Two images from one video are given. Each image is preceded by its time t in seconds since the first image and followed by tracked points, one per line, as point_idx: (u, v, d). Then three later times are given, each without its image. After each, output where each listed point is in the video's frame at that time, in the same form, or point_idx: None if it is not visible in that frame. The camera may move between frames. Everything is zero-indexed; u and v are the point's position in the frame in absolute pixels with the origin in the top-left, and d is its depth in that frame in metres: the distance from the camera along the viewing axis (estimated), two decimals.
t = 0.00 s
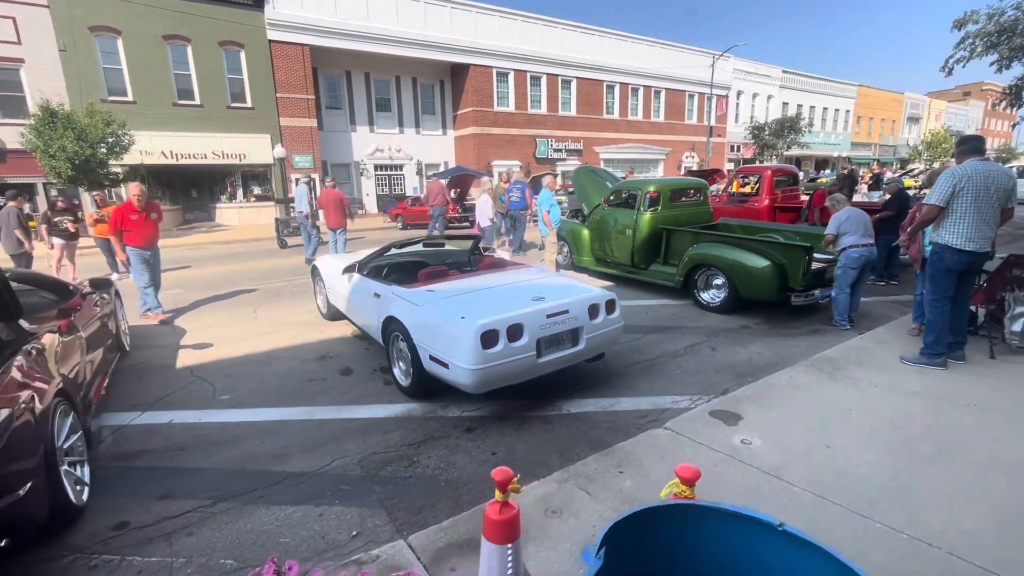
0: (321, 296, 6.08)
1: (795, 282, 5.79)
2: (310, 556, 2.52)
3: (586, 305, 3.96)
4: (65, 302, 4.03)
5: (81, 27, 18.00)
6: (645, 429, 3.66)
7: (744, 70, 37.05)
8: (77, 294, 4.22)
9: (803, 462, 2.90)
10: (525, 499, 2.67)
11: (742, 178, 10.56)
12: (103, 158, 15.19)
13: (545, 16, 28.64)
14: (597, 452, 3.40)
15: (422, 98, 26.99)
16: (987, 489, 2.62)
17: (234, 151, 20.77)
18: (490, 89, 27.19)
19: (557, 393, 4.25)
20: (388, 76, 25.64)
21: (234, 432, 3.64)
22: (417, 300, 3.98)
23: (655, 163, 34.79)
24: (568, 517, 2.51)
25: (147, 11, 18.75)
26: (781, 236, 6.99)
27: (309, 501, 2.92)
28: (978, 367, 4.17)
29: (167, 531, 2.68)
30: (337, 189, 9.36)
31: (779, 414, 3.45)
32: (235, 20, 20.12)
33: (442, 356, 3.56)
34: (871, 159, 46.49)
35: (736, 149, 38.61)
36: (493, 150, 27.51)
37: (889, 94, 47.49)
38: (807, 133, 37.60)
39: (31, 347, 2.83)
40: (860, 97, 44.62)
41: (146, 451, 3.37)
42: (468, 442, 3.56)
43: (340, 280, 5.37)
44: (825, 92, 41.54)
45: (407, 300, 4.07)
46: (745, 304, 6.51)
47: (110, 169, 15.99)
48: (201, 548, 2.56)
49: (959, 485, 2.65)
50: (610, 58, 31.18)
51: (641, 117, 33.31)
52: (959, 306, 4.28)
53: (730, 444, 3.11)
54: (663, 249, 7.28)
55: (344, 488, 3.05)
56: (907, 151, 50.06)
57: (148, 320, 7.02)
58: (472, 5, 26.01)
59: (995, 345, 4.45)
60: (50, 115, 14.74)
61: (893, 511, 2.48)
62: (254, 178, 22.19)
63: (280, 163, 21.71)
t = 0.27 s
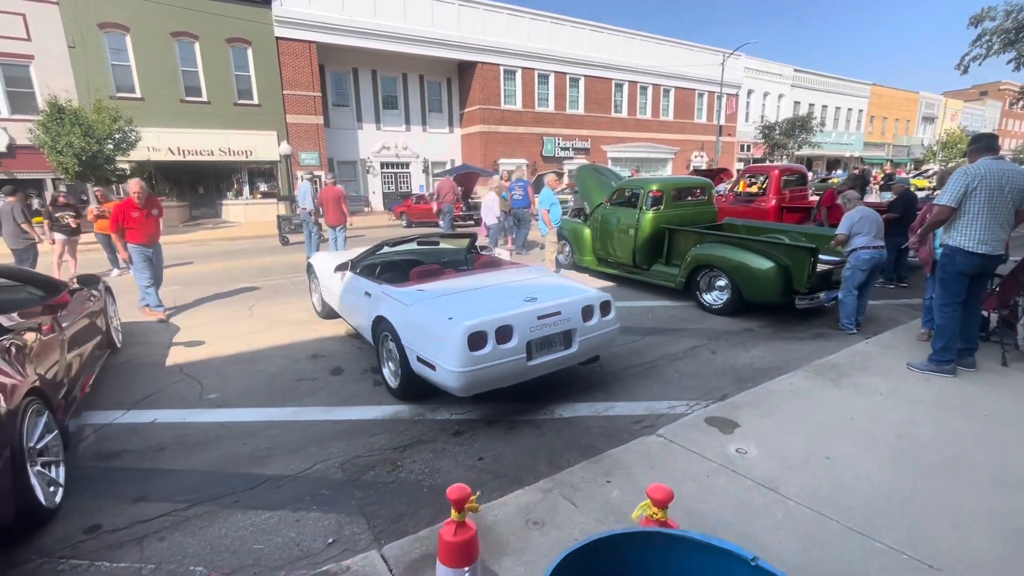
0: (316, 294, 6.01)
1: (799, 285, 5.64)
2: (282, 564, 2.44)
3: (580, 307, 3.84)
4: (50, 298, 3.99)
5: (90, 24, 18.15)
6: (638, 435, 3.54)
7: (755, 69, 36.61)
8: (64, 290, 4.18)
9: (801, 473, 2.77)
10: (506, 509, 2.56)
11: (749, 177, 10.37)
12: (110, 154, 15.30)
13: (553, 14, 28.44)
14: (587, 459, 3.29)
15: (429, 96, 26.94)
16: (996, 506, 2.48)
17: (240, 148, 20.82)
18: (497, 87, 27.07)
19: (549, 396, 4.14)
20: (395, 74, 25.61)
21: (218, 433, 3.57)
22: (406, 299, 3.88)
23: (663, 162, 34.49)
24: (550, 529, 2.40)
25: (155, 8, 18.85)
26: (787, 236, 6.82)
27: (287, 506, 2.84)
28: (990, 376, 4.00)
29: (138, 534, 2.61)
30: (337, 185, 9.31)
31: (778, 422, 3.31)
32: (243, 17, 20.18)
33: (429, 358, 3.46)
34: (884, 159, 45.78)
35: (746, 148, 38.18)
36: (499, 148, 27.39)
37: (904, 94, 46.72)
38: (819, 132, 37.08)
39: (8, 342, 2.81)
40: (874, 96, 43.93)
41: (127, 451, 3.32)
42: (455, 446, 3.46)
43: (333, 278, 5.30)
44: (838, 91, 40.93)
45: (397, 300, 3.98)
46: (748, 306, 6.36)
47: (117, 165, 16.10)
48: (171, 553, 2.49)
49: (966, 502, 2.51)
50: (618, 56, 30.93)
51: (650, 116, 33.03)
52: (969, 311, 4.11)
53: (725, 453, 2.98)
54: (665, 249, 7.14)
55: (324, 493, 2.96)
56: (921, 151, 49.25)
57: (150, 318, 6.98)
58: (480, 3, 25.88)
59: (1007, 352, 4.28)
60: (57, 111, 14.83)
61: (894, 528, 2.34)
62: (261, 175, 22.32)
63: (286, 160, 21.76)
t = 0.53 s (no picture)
0: (310, 294, 5.92)
1: (806, 289, 5.46)
2: None
3: (573, 311, 3.70)
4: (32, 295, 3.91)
5: (98, 21, 18.24)
6: (632, 445, 3.40)
7: (766, 69, 36.19)
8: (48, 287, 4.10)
9: (800, 491, 2.61)
10: (487, 524, 2.43)
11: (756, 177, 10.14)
12: (116, 151, 15.37)
13: (561, 12, 28.24)
14: (577, 469, 3.15)
15: (436, 94, 26.86)
16: (1010, 531, 2.31)
17: (247, 145, 20.85)
18: (504, 85, 26.93)
19: (541, 402, 4.00)
20: (402, 72, 25.57)
21: (198, 436, 3.48)
22: (394, 301, 3.77)
23: (671, 163, 34.17)
24: (532, 547, 2.27)
25: (163, 5, 18.93)
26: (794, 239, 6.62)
27: (261, 515, 2.73)
28: (1003, 388, 3.82)
29: (104, 543, 2.51)
30: (335, 183, 9.25)
31: (778, 434, 3.16)
32: (250, 14, 20.20)
33: (415, 362, 3.35)
34: (897, 161, 45.09)
35: (755, 149, 37.76)
36: (505, 147, 27.25)
37: (918, 94, 45.99)
38: (830, 133, 36.57)
39: None
40: (887, 97, 43.27)
41: (104, 454, 3.24)
42: (441, 453, 3.34)
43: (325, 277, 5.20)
44: (851, 91, 40.35)
45: (385, 301, 3.87)
46: (752, 310, 6.18)
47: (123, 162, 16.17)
48: (138, 564, 2.39)
49: (977, 525, 2.35)
50: (627, 55, 30.68)
51: (658, 115, 32.73)
52: (983, 319, 3.92)
53: (721, 467, 2.83)
54: (668, 250, 6.98)
55: (301, 502, 2.85)
56: (935, 153, 48.47)
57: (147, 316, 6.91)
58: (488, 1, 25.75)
59: (1023, 362, 4.08)
60: (64, 107, 14.93)
61: (900, 554, 2.19)
62: (266, 172, 22.36)
63: (292, 158, 21.77)
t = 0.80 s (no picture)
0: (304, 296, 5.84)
1: (811, 296, 5.31)
2: None
3: (566, 318, 3.59)
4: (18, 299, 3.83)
5: (106, 20, 18.36)
6: (625, 458, 3.28)
7: (774, 70, 35.85)
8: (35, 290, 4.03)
9: (798, 514, 2.49)
10: (466, 545, 2.32)
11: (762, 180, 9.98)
12: (121, 150, 15.44)
13: (568, 12, 28.10)
14: (566, 483, 3.04)
15: (441, 95, 26.80)
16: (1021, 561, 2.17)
17: (252, 145, 20.87)
18: (510, 86, 26.84)
19: (533, 412, 3.89)
20: (408, 72, 25.54)
21: (180, 444, 3.39)
22: (382, 307, 3.68)
23: (678, 164, 33.92)
24: (512, 570, 2.17)
25: (170, 4, 19.00)
26: (799, 244, 6.47)
27: (237, 528, 2.64)
28: (1015, 402, 3.66)
29: (73, 557, 2.42)
30: (334, 184, 9.18)
31: (778, 450, 3.02)
32: (256, 14, 20.25)
33: (402, 371, 3.25)
34: (907, 163, 44.53)
35: (763, 151, 37.41)
36: (510, 148, 27.14)
37: (929, 96, 45.39)
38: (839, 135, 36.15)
39: None
40: (898, 99, 42.74)
41: (83, 462, 3.16)
42: (427, 465, 3.23)
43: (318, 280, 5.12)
44: (861, 92, 39.89)
45: (374, 307, 3.78)
46: (754, 317, 6.04)
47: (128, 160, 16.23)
48: None
49: (987, 554, 2.21)
50: (633, 56, 30.49)
51: (665, 116, 32.49)
52: (993, 332, 3.78)
53: (716, 485, 2.71)
54: (669, 254, 6.85)
55: (279, 515, 2.76)
56: (946, 156, 47.83)
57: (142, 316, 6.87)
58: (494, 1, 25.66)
59: None
60: (70, 106, 14.99)
61: None
62: (272, 172, 22.39)
63: (297, 157, 21.78)
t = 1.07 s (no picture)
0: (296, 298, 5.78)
1: (810, 302, 5.20)
2: None
3: (554, 325, 3.49)
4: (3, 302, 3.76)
5: (111, 21, 18.44)
6: (613, 469, 3.18)
7: (780, 72, 35.65)
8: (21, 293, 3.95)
9: (789, 532, 2.39)
10: (441, 562, 2.24)
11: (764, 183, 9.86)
12: (124, 150, 15.47)
13: (571, 14, 28.03)
14: (551, 495, 2.94)
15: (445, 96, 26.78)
16: None
17: (255, 146, 20.90)
18: (514, 88, 26.80)
19: (521, 420, 3.80)
20: (411, 73, 25.54)
21: (159, 450, 3.32)
22: (367, 311, 3.60)
23: (681, 166, 33.75)
24: None
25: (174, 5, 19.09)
26: (799, 248, 6.36)
27: (209, 540, 2.56)
28: (1018, 415, 3.54)
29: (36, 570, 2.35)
30: (332, 185, 9.13)
31: (771, 464, 2.92)
32: (259, 15, 20.31)
33: (385, 378, 3.17)
34: (914, 166, 44.15)
35: (768, 153, 37.19)
36: (513, 150, 27.08)
37: (936, 99, 45.02)
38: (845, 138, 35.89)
39: None
40: (904, 101, 42.40)
41: (58, 468, 3.10)
42: (410, 474, 3.15)
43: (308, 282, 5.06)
44: (867, 95, 39.61)
45: (359, 311, 3.71)
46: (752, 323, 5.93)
47: (131, 160, 16.27)
48: None
49: None
50: (637, 57, 30.39)
51: (669, 118, 32.35)
52: (996, 342, 3.65)
53: (705, 501, 2.61)
54: (667, 258, 6.75)
55: (255, 526, 2.68)
56: (953, 159, 47.41)
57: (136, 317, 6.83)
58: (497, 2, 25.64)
59: None
60: (73, 106, 15.03)
61: None
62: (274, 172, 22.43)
63: (299, 158, 21.81)
